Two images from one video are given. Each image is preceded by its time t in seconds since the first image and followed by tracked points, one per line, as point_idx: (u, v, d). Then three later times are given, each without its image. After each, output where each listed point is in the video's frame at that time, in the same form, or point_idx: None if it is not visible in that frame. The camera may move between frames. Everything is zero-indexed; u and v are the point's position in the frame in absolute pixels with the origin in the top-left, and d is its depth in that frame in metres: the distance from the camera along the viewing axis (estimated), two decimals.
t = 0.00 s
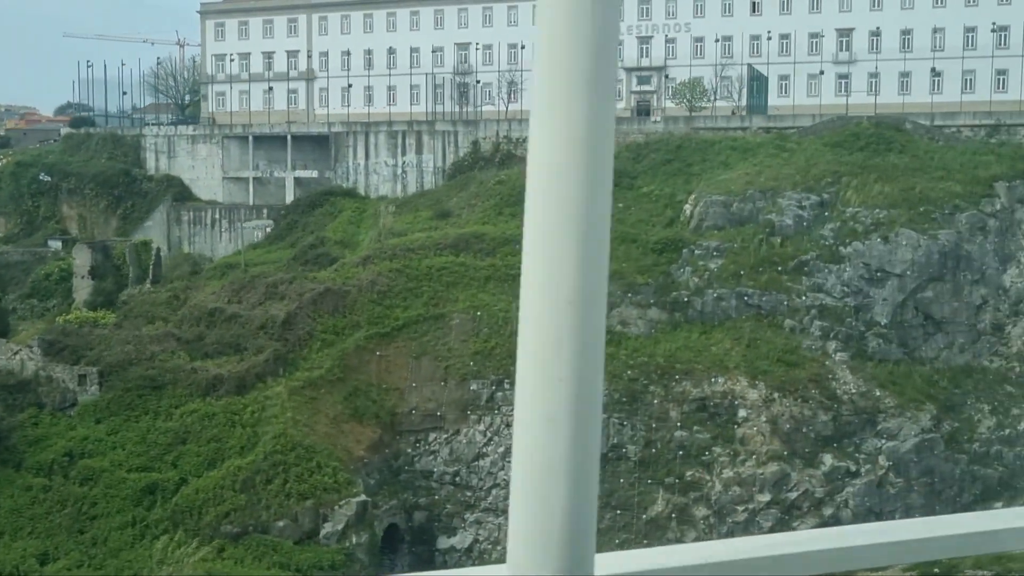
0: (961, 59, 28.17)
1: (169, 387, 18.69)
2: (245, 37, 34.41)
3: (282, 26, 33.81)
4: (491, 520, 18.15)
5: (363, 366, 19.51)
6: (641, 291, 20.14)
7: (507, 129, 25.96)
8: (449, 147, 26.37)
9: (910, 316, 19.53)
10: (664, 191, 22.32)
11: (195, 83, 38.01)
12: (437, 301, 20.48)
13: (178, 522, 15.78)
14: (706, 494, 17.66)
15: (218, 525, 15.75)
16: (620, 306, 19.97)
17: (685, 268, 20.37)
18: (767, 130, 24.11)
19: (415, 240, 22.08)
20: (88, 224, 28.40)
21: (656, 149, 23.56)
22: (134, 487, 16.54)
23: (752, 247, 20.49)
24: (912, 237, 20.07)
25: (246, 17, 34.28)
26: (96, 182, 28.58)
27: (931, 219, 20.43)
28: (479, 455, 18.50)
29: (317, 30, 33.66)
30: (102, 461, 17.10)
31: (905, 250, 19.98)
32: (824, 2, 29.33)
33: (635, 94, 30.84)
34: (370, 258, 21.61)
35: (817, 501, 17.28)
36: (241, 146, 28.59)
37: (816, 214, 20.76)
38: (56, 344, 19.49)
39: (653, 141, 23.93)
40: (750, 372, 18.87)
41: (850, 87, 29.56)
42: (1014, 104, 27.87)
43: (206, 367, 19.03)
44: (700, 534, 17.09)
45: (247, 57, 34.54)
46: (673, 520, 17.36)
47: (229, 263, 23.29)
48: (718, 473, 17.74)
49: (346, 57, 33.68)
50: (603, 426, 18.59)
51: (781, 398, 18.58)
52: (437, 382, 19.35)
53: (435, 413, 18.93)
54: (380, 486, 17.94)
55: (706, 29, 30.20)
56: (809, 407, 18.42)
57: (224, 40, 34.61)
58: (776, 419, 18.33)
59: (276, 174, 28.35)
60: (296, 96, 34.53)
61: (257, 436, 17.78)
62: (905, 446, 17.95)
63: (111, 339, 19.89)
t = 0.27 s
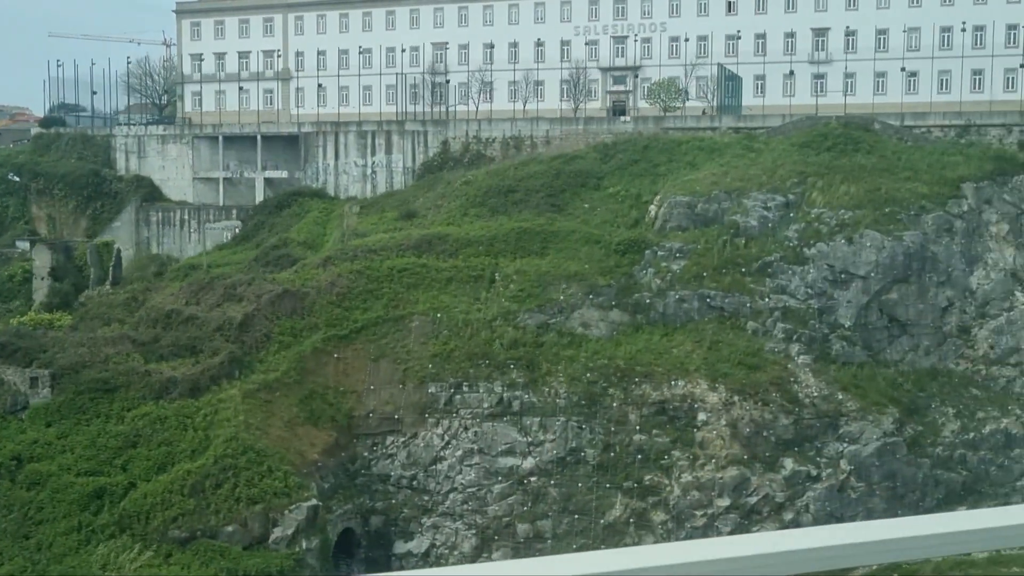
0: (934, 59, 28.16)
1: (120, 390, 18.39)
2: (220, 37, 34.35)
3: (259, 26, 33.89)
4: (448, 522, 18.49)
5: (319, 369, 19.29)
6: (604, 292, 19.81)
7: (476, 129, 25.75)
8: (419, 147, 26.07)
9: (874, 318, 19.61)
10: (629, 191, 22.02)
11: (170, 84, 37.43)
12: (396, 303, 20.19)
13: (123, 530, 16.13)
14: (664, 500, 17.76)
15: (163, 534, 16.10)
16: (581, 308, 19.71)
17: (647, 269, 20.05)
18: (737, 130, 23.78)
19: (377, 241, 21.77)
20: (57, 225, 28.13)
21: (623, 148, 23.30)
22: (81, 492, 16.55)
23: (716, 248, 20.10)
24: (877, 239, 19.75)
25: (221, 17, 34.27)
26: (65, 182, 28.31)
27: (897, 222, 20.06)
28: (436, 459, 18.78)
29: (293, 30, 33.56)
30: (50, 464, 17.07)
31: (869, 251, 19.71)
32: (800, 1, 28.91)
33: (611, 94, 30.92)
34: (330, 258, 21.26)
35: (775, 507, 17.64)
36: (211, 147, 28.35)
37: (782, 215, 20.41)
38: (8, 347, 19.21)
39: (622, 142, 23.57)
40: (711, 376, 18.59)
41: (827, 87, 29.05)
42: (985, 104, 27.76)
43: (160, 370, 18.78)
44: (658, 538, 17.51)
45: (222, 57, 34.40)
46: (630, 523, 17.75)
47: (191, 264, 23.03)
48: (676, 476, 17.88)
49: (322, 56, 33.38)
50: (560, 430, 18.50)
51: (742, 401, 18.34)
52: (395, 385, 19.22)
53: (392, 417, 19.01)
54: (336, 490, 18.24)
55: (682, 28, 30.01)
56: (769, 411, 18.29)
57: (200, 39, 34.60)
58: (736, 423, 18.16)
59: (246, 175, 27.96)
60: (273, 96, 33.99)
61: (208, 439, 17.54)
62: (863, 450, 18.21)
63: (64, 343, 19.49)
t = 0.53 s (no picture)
0: (910, 60, 27.92)
1: (72, 392, 18.39)
2: (197, 36, 34.18)
3: (236, 25, 33.70)
4: (404, 526, 18.16)
5: (276, 371, 19.09)
6: (564, 294, 19.59)
7: (446, 129, 25.54)
8: (389, 147, 25.87)
9: (837, 322, 19.37)
10: (595, 193, 21.79)
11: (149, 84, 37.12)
12: (355, 304, 20.00)
13: (68, 533, 15.90)
14: (621, 505, 17.49)
15: (108, 537, 15.87)
16: (542, 310, 19.50)
17: (609, 271, 19.83)
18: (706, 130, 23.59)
19: (340, 242, 21.56)
20: (27, 224, 27.80)
21: (590, 149, 23.10)
22: (27, 496, 16.44)
23: (679, 250, 19.88)
24: (841, 242, 19.53)
25: (198, 16, 34.09)
26: (34, 181, 28.09)
27: (862, 223, 19.87)
28: (393, 463, 18.51)
29: (270, 30, 33.33)
30: None
31: (832, 254, 19.49)
32: (777, 2, 28.75)
33: (587, 94, 30.72)
34: (291, 259, 21.11)
35: (734, 513, 17.40)
36: (182, 147, 28.12)
37: (746, 217, 20.18)
38: None
39: (590, 143, 23.35)
40: (670, 379, 18.37)
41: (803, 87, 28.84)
42: (956, 106, 27.58)
43: (112, 371, 18.74)
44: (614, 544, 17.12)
45: (199, 56, 34.23)
46: (586, 529, 17.38)
47: (155, 264, 22.81)
48: (632, 481, 17.63)
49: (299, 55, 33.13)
50: (518, 434, 18.26)
51: (700, 405, 18.12)
52: (353, 387, 18.99)
53: (348, 420, 18.76)
54: (290, 494, 18.01)
55: (658, 28, 29.80)
56: (728, 415, 18.06)
57: (176, 38, 34.40)
58: (694, 428, 17.94)
59: (217, 175, 27.65)
60: (249, 95, 33.77)
61: (159, 441, 17.39)
62: (823, 456, 17.94)
63: (17, 343, 19.67)
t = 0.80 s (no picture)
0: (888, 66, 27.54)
1: (23, 393, 18.22)
2: (177, 34, 33.93)
3: (215, 24, 33.40)
4: (359, 531, 17.89)
5: (232, 373, 18.88)
6: (526, 298, 19.40)
7: (417, 131, 25.33)
8: (360, 148, 25.65)
9: (801, 329, 19.11)
10: (562, 196, 21.56)
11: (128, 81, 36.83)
12: (315, 306, 19.80)
13: (12, 536, 15.73)
14: (577, 512, 17.20)
15: (52, 540, 15.65)
16: (502, 314, 19.29)
17: (572, 275, 19.64)
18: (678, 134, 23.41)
19: (303, 243, 21.35)
20: None
21: (559, 151, 22.86)
22: None
23: (643, 255, 19.67)
24: (806, 248, 19.30)
25: (177, 14, 33.84)
26: (5, 179, 27.91)
27: (828, 229, 19.62)
28: (348, 467, 18.29)
29: (249, 30, 33.08)
30: None
31: (797, 260, 19.25)
32: (756, 6, 28.33)
33: (565, 96, 30.64)
34: (252, 260, 20.95)
35: (691, 521, 17.11)
36: (154, 146, 27.86)
37: (711, 221, 19.96)
38: None
39: (559, 145, 23.13)
40: (628, 385, 18.12)
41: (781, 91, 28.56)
42: (933, 112, 27.26)
43: (65, 371, 18.61)
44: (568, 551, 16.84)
45: (179, 54, 33.95)
46: (541, 536, 17.15)
47: (119, 264, 22.61)
48: (589, 488, 17.35)
49: (278, 55, 32.90)
50: (474, 439, 18.04)
51: (659, 412, 17.86)
52: (310, 390, 18.77)
53: (305, 423, 18.50)
54: (242, 497, 17.73)
55: (637, 31, 29.57)
56: (687, 423, 17.81)
57: (156, 37, 34.16)
58: (652, 435, 17.68)
59: (189, 175, 27.38)
60: (227, 95, 33.52)
61: (108, 444, 17.23)
62: (783, 465, 17.66)
63: None
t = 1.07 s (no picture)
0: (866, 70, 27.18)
1: None
2: (154, 37, 33.62)
3: (192, 26, 33.08)
4: (315, 538, 17.57)
5: (189, 378, 18.67)
6: (488, 303, 19.14)
7: (388, 133, 25.06)
8: (331, 151, 25.37)
9: (766, 335, 18.87)
10: (528, 200, 21.32)
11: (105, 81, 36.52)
12: (275, 310, 19.58)
13: None
14: (534, 520, 16.99)
15: None
16: (464, 319, 19.03)
17: (534, 280, 19.40)
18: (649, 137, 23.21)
19: (266, 246, 21.18)
20: None
21: (528, 154, 22.64)
22: None
23: (607, 260, 19.43)
24: (769, 252, 19.11)
25: (154, 17, 33.53)
26: None
27: (794, 234, 19.45)
28: (305, 473, 17.98)
29: (227, 32, 32.79)
30: None
31: (761, 265, 19.06)
32: (734, 9, 28.03)
33: (543, 101, 30.24)
34: (213, 264, 20.73)
35: (650, 529, 16.81)
36: (126, 148, 27.71)
37: (676, 226, 19.77)
38: None
39: (528, 149, 22.85)
40: (588, 392, 17.87)
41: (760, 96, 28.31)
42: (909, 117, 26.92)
43: (18, 376, 18.50)
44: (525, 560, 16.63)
45: (157, 57, 33.70)
46: (498, 544, 16.85)
47: (84, 267, 22.40)
48: (546, 496, 17.13)
49: (256, 58, 32.61)
50: (431, 446, 17.79)
51: (618, 419, 17.61)
52: (267, 396, 18.52)
53: (261, 429, 18.28)
54: (196, 504, 17.49)
55: (614, 34, 29.29)
56: (646, 430, 17.55)
57: (134, 39, 33.92)
58: (611, 442, 17.42)
59: (160, 177, 27.20)
60: (205, 97, 33.33)
61: (58, 450, 17.07)
62: (744, 473, 17.39)
63: None
